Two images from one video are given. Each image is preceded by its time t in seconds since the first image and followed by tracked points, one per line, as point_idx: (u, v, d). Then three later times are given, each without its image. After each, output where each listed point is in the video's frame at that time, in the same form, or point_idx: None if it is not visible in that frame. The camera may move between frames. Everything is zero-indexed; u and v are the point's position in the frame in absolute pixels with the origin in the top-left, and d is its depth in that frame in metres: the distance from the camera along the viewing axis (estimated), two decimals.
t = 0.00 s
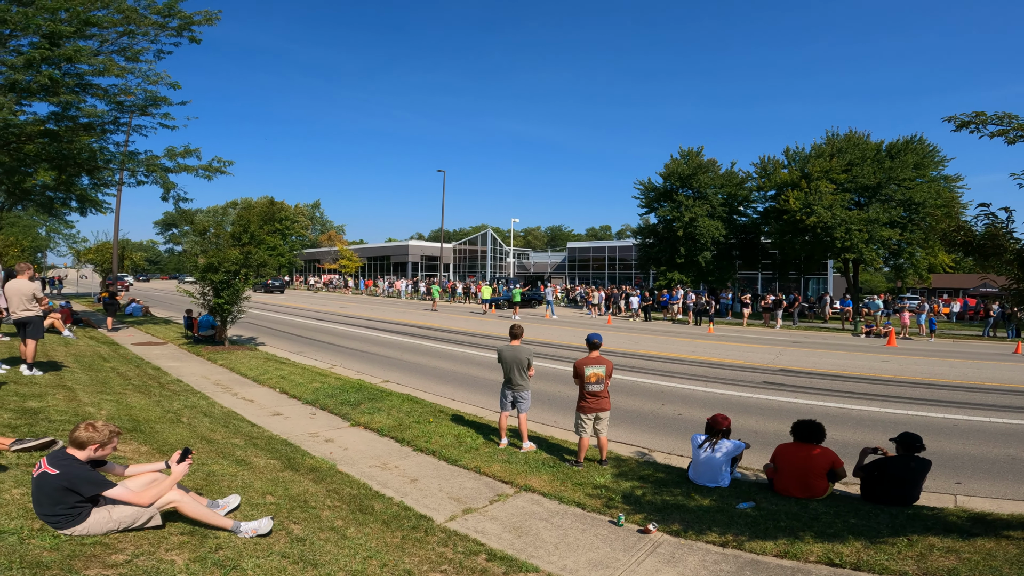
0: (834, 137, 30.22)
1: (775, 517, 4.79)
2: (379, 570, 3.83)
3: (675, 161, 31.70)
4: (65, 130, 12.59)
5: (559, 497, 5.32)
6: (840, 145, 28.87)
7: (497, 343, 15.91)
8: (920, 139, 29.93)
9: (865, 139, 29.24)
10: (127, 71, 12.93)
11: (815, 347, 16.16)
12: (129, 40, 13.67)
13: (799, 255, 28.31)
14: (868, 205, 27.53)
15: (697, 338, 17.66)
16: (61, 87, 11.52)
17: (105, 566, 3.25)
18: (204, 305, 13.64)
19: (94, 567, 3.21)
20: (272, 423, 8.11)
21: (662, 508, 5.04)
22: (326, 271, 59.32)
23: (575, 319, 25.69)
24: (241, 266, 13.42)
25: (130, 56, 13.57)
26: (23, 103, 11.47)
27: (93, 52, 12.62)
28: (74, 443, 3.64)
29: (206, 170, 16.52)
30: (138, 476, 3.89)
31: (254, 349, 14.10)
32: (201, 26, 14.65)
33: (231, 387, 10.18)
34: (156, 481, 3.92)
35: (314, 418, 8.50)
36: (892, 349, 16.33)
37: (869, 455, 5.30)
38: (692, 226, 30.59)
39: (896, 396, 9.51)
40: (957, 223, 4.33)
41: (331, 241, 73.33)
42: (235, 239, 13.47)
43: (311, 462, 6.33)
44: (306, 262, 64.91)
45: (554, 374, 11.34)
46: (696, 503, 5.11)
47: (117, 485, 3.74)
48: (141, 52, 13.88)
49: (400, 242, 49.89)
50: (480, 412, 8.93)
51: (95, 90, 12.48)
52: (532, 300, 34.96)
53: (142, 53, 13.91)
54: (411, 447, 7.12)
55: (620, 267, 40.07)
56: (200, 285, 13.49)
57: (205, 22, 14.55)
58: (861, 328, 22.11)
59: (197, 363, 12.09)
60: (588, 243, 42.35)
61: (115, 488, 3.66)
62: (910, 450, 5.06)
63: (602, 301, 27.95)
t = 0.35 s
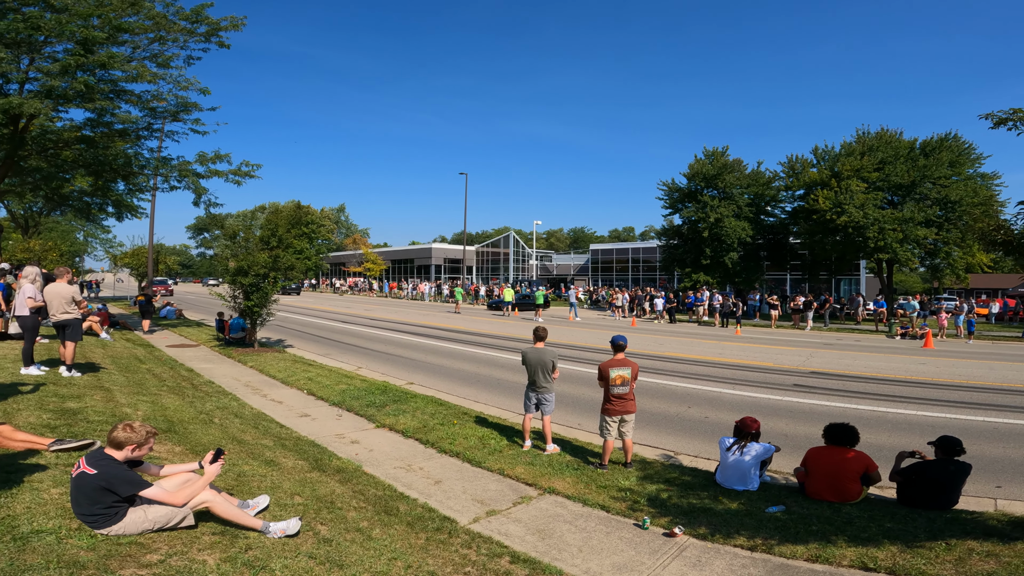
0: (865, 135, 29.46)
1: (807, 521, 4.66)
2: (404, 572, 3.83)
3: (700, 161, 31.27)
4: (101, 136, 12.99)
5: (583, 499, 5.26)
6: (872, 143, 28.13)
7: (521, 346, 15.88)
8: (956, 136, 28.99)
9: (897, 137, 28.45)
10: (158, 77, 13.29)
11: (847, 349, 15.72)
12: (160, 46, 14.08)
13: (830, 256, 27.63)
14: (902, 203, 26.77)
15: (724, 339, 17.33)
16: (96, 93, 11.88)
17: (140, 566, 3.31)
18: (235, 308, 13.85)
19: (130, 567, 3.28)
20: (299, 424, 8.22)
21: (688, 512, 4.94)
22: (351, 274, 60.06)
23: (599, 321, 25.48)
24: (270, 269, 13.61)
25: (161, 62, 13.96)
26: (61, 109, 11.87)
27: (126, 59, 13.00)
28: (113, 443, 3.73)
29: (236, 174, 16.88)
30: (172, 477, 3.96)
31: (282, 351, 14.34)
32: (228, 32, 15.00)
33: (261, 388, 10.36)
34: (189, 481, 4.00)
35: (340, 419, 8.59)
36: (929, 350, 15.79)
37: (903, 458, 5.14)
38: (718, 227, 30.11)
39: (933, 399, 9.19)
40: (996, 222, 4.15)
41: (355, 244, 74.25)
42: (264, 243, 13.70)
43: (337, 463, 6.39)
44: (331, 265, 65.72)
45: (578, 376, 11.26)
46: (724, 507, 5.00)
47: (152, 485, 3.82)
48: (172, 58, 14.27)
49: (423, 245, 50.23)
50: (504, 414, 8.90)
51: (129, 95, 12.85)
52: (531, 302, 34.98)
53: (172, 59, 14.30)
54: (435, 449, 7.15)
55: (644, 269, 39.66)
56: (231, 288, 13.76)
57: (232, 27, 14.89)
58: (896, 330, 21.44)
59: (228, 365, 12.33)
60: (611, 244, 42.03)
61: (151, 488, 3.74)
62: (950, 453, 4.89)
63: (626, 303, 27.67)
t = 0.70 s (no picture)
0: (902, 131, 28.54)
1: (843, 525, 4.49)
2: (430, 573, 3.82)
3: (729, 160, 30.72)
4: (140, 141, 13.42)
5: (611, 501, 5.18)
6: (909, 139, 27.22)
7: (548, 347, 15.81)
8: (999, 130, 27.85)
9: (936, 132, 27.49)
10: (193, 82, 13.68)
11: (885, 350, 15.21)
12: (193, 52, 14.50)
13: (867, 255, 26.77)
14: (942, 201, 25.81)
15: (756, 340, 16.95)
16: (135, 99, 12.27)
17: (177, 565, 3.38)
18: (268, 309, 14.20)
19: (167, 566, 3.34)
20: (329, 424, 8.33)
21: (718, 515, 4.81)
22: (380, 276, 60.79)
23: (627, 322, 25.19)
24: (302, 272, 13.82)
25: (195, 67, 14.36)
26: (102, 115, 12.30)
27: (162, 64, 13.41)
28: (153, 443, 3.84)
29: (268, 177, 17.27)
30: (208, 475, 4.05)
31: (313, 352, 14.58)
32: (257, 36, 15.36)
33: (293, 389, 10.53)
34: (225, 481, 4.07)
35: (369, 419, 8.66)
36: (973, 352, 15.15)
37: (945, 461, 4.92)
38: (748, 226, 29.50)
39: (978, 402, 8.79)
40: None
41: (382, 246, 75.25)
42: (296, 246, 13.93)
43: (366, 463, 6.44)
44: (360, 267, 66.61)
45: (606, 378, 11.14)
46: (756, 510, 4.86)
47: (191, 484, 3.89)
48: (205, 63, 14.68)
49: (450, 246, 50.53)
50: (531, 415, 8.86)
51: (165, 101, 13.24)
52: (549, 303, 34.89)
53: (205, 64, 14.70)
54: (462, 450, 7.14)
55: (672, 269, 39.12)
56: (264, 290, 14.07)
57: (261, 32, 15.24)
58: (938, 330, 20.63)
59: (262, 365, 12.59)
60: (638, 244, 41.59)
61: (189, 488, 3.83)
62: (995, 457, 4.66)
63: (654, 304, 27.32)
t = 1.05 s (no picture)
0: (943, 128, 27.53)
1: (882, 529, 4.31)
2: (456, 574, 3.80)
3: (761, 159, 30.08)
4: (179, 146, 13.84)
5: (639, 503, 5.09)
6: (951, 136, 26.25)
7: (576, 348, 15.68)
8: None
9: (980, 128, 26.42)
10: (227, 86, 14.04)
11: (927, 352, 14.63)
12: (226, 56, 14.91)
13: (907, 254, 25.81)
14: (987, 198, 24.75)
15: (790, 342, 16.51)
16: (172, 103, 12.66)
17: (212, 562, 3.43)
18: (301, 310, 14.41)
19: (202, 563, 3.39)
20: (359, 424, 8.41)
21: (751, 518, 4.67)
22: (408, 277, 61.38)
23: (655, 323, 24.84)
24: (333, 273, 13.97)
25: (228, 71, 14.75)
26: (141, 120, 12.71)
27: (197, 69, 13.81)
28: (192, 442, 3.89)
29: (299, 179, 17.61)
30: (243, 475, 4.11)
31: (343, 353, 14.78)
32: (287, 40, 15.68)
33: (323, 388, 10.69)
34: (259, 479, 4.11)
35: (398, 419, 8.72)
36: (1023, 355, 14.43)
37: (991, 465, 4.68)
38: (782, 225, 28.78)
39: None
40: None
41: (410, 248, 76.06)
42: (326, 247, 14.13)
43: (395, 463, 6.48)
44: (389, 269, 67.40)
45: (636, 380, 10.95)
46: (790, 514, 4.70)
47: (227, 483, 3.94)
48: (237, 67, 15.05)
49: (476, 247, 50.69)
50: (559, 417, 8.78)
51: (201, 105, 13.62)
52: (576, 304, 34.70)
53: (238, 68, 15.08)
54: (490, 450, 7.13)
55: (702, 270, 38.47)
56: (297, 292, 14.29)
57: (290, 36, 15.55)
58: (982, 331, 19.75)
59: (294, 365, 12.82)
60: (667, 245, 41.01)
61: (225, 486, 3.89)
62: None
63: (684, 305, 26.87)
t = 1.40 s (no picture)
0: (986, 124, 26.53)
1: (921, 534, 4.14)
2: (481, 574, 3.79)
3: (793, 157, 29.44)
4: (213, 149, 14.22)
5: (666, 506, 4.99)
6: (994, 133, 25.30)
7: (602, 349, 15.55)
8: None
9: None
10: (258, 89, 14.37)
11: (969, 355, 14.06)
12: (257, 59, 15.27)
13: (948, 255, 24.87)
14: None
15: (824, 344, 16.05)
16: (207, 106, 13.00)
17: (245, 560, 3.48)
18: (330, 310, 14.65)
19: (235, 561, 3.44)
20: (387, 423, 8.49)
21: (782, 522, 4.55)
22: (434, 278, 61.84)
23: (683, 324, 24.48)
24: (361, 274, 14.18)
25: (259, 74, 15.10)
26: (178, 123, 13.09)
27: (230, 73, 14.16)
28: (229, 440, 3.96)
29: (329, 181, 17.92)
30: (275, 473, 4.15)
31: (371, 353, 14.95)
32: (315, 43, 15.96)
33: (352, 388, 10.83)
34: (290, 478, 4.17)
35: (425, 419, 8.78)
36: None
37: None
38: (815, 225, 28.08)
39: None
40: None
41: (436, 248, 76.73)
42: (355, 248, 14.32)
43: (421, 463, 6.51)
44: (416, 270, 67.95)
45: (664, 382, 10.78)
46: (823, 518, 4.56)
47: (260, 481, 3.99)
48: (268, 70, 15.39)
49: (502, 248, 50.76)
50: (584, 418, 8.72)
51: (235, 108, 13.97)
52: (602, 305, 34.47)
53: (269, 71, 15.41)
54: (515, 451, 7.10)
55: (731, 270, 37.78)
56: (326, 292, 14.53)
57: (319, 39, 15.83)
58: None
59: (323, 365, 13.02)
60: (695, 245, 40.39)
61: (258, 484, 3.94)
62: None
63: (713, 306, 26.41)
